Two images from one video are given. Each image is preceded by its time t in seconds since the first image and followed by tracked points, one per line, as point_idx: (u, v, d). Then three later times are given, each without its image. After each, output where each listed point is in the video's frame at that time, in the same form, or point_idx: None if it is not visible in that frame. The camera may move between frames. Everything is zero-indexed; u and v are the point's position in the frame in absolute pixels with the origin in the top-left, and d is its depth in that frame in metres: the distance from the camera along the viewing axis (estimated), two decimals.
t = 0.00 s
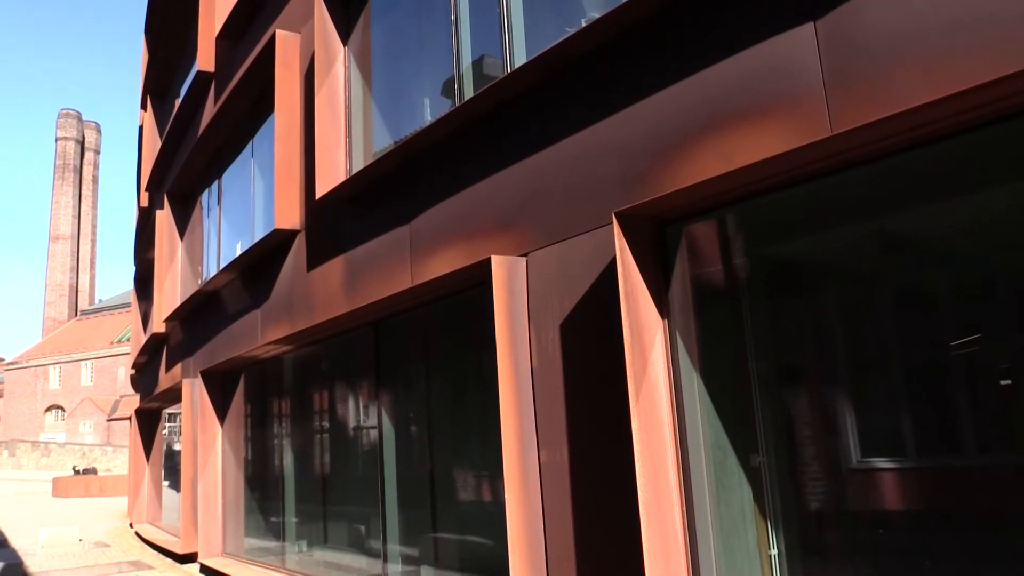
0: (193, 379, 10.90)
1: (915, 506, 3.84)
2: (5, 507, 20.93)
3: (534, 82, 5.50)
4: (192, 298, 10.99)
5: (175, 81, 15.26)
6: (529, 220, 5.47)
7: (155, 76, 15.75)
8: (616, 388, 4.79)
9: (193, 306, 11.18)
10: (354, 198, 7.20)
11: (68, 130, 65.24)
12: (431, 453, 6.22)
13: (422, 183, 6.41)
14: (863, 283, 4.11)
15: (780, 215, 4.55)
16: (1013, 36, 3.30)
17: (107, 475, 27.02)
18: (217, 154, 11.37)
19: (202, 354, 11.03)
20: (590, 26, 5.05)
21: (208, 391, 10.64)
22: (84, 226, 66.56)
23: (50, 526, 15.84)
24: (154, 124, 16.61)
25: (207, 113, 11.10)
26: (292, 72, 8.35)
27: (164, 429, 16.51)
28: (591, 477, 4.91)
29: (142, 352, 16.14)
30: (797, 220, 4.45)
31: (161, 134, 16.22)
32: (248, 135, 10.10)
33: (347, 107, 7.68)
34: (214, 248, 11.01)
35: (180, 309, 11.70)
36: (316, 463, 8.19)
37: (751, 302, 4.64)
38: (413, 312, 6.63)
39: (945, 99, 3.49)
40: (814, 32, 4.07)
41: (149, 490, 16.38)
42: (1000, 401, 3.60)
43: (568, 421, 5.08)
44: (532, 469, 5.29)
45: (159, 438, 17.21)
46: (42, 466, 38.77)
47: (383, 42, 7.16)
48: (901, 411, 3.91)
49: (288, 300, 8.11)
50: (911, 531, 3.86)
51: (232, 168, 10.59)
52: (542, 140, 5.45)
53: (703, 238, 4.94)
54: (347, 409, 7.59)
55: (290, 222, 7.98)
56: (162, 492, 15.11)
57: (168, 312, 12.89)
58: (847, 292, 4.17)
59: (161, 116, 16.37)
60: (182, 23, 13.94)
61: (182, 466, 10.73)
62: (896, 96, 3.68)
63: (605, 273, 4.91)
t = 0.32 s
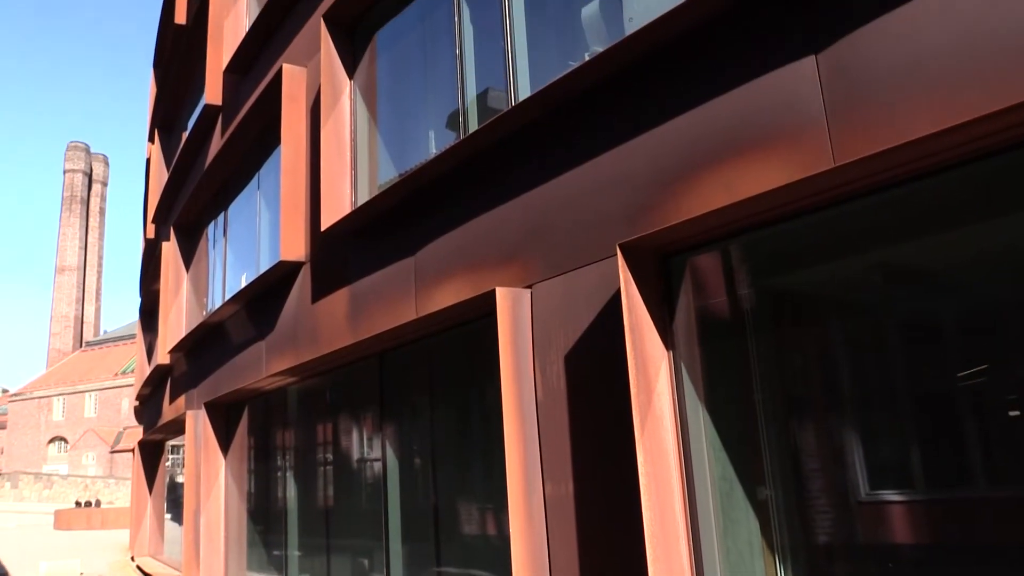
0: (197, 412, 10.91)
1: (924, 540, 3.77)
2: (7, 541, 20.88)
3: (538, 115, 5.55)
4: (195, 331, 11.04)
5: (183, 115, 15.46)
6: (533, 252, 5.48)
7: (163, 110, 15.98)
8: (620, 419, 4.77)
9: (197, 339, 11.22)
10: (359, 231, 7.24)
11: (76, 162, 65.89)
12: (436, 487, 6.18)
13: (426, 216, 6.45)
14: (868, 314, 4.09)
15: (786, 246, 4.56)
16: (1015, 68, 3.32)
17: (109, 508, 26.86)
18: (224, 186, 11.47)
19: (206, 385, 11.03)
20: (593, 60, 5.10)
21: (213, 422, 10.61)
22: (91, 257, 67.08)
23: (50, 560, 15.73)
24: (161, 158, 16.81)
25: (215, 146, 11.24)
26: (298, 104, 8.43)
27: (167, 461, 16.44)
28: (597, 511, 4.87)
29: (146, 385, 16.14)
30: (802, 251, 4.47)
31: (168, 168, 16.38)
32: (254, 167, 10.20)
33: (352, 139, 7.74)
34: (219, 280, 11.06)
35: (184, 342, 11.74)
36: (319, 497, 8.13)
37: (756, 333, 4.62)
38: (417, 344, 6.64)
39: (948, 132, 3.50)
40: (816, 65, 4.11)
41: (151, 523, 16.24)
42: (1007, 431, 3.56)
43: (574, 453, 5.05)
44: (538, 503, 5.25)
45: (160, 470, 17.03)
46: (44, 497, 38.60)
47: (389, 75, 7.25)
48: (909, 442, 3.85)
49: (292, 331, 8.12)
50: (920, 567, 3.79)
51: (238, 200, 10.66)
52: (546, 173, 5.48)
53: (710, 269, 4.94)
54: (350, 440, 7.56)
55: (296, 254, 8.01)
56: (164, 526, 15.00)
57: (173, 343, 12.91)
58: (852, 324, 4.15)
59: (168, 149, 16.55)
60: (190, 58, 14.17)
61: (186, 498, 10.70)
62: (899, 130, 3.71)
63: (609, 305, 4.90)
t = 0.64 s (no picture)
0: (193, 453, 10.89)
1: None
2: None
3: (536, 157, 5.60)
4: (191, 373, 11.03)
5: (184, 156, 15.64)
6: (532, 293, 5.49)
7: (165, 151, 16.14)
8: (621, 460, 4.72)
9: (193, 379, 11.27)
10: (358, 270, 7.27)
11: (77, 199, 66.19)
12: (434, 530, 6.11)
13: (425, 257, 6.47)
14: (868, 353, 4.07)
15: (785, 285, 4.57)
16: (1009, 109, 3.36)
17: (103, 553, 26.52)
18: (224, 226, 11.52)
19: (203, 426, 10.98)
20: (591, 103, 5.16)
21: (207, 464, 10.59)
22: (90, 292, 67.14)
23: None
24: (162, 198, 16.92)
25: (215, 188, 11.33)
26: (298, 145, 8.51)
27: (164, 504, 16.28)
28: (598, 554, 4.80)
29: (143, 425, 16.05)
30: (802, 290, 4.48)
31: (169, 208, 16.49)
32: (253, 207, 10.26)
33: (352, 179, 7.79)
34: (217, 320, 11.07)
35: (180, 382, 11.73)
36: (317, 539, 8.02)
37: (756, 372, 4.59)
38: (416, 385, 6.62)
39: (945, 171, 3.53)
40: (811, 107, 4.16)
41: (147, 567, 16.12)
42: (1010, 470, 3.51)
43: (574, 494, 5.00)
44: (537, 546, 5.19)
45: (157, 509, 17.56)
46: (38, 537, 38.11)
47: (389, 115, 7.34)
48: (911, 482, 3.81)
49: (291, 370, 8.10)
50: None
51: (237, 240, 10.72)
52: (544, 214, 5.51)
53: (711, 308, 4.95)
54: (348, 481, 7.50)
55: (294, 294, 8.02)
56: (160, 571, 14.76)
57: (171, 383, 12.85)
58: (851, 363, 4.14)
59: (169, 189, 16.68)
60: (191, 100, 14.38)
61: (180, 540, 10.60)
62: (896, 170, 3.73)
63: (608, 345, 4.90)
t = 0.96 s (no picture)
0: (189, 500, 10.75)
1: None
2: None
3: (534, 202, 5.64)
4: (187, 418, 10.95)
5: (184, 201, 15.75)
6: (530, 338, 5.48)
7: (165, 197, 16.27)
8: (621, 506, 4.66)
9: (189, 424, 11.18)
10: (357, 315, 7.26)
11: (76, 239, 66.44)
12: None
13: (424, 303, 6.48)
14: (869, 397, 4.04)
15: (785, 330, 4.57)
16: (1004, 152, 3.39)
17: None
18: (222, 271, 11.53)
19: (199, 473, 10.86)
20: (588, 149, 5.22)
21: (203, 511, 10.43)
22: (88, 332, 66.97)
23: None
24: (161, 244, 16.99)
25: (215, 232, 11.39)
26: (298, 190, 8.58)
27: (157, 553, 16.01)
28: None
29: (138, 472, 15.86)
30: (801, 335, 4.47)
31: (168, 253, 16.55)
32: (253, 252, 10.30)
33: (352, 224, 7.83)
34: (215, 365, 11.02)
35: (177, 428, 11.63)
36: None
37: (756, 418, 4.56)
38: (414, 431, 6.57)
39: (941, 216, 3.55)
40: (806, 154, 4.21)
41: None
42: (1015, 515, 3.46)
43: (574, 543, 4.92)
44: None
45: (149, 556, 17.37)
46: None
47: (389, 160, 7.41)
48: (915, 528, 3.75)
49: (289, 415, 8.03)
50: None
51: (236, 284, 10.74)
52: (542, 259, 5.53)
53: (713, 352, 4.93)
54: (345, 529, 7.39)
55: (293, 340, 7.99)
56: None
57: (167, 428, 12.72)
58: (851, 407, 4.11)
59: (169, 234, 16.77)
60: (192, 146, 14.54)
61: None
62: (893, 215, 3.75)
63: (607, 391, 4.87)
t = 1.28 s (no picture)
0: (182, 546, 10.58)
1: None
2: None
3: (531, 247, 5.67)
4: (182, 462, 10.85)
5: (183, 243, 15.82)
6: (528, 383, 5.47)
7: (164, 241, 16.32)
8: (621, 555, 4.58)
9: (183, 469, 11.08)
10: (354, 358, 7.24)
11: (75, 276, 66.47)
12: None
13: (421, 347, 6.48)
14: (868, 442, 4.01)
15: (783, 375, 4.56)
16: (997, 195, 3.43)
17: None
18: (220, 313, 11.52)
19: (193, 518, 10.71)
20: (586, 193, 5.25)
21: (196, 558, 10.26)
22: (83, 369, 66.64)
23: None
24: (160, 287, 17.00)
25: (213, 275, 11.42)
26: (297, 235, 8.65)
27: None
28: None
29: (131, 518, 15.65)
30: (800, 379, 4.46)
31: (166, 296, 16.56)
32: (250, 294, 10.32)
33: (350, 268, 7.85)
34: (210, 408, 10.96)
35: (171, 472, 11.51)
36: None
37: (755, 463, 4.52)
38: (411, 476, 6.50)
39: (937, 259, 3.56)
40: (802, 199, 4.24)
41: None
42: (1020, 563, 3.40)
43: None
44: None
45: None
46: None
47: (388, 203, 7.47)
48: None
49: (285, 459, 7.96)
50: None
51: (233, 327, 10.73)
52: (539, 304, 5.54)
53: (711, 397, 4.90)
54: None
55: (290, 384, 7.95)
56: None
57: (161, 473, 12.55)
58: (851, 452, 4.07)
59: (167, 277, 16.80)
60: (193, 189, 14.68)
61: None
62: (889, 259, 3.77)
63: (605, 436, 4.84)
